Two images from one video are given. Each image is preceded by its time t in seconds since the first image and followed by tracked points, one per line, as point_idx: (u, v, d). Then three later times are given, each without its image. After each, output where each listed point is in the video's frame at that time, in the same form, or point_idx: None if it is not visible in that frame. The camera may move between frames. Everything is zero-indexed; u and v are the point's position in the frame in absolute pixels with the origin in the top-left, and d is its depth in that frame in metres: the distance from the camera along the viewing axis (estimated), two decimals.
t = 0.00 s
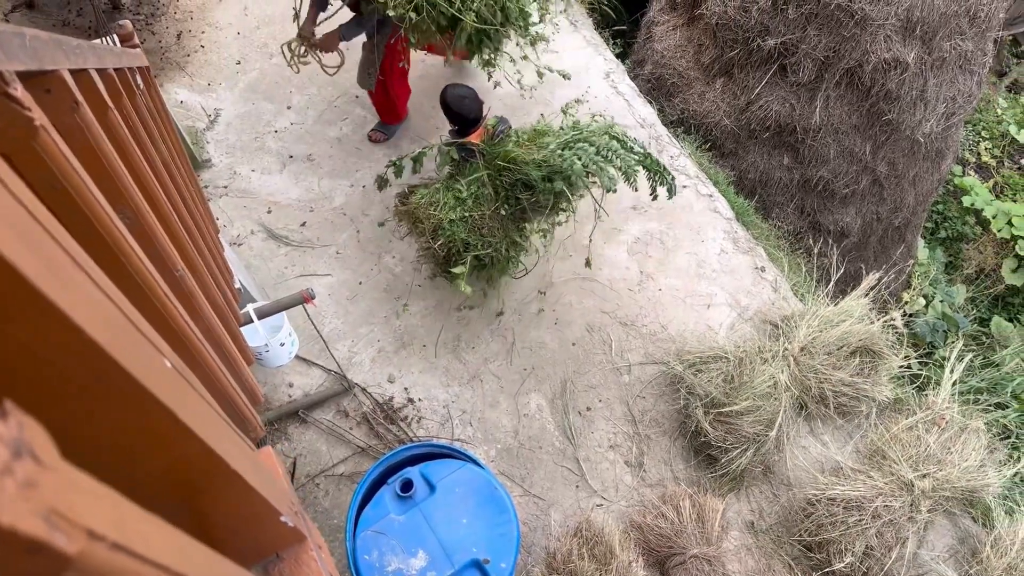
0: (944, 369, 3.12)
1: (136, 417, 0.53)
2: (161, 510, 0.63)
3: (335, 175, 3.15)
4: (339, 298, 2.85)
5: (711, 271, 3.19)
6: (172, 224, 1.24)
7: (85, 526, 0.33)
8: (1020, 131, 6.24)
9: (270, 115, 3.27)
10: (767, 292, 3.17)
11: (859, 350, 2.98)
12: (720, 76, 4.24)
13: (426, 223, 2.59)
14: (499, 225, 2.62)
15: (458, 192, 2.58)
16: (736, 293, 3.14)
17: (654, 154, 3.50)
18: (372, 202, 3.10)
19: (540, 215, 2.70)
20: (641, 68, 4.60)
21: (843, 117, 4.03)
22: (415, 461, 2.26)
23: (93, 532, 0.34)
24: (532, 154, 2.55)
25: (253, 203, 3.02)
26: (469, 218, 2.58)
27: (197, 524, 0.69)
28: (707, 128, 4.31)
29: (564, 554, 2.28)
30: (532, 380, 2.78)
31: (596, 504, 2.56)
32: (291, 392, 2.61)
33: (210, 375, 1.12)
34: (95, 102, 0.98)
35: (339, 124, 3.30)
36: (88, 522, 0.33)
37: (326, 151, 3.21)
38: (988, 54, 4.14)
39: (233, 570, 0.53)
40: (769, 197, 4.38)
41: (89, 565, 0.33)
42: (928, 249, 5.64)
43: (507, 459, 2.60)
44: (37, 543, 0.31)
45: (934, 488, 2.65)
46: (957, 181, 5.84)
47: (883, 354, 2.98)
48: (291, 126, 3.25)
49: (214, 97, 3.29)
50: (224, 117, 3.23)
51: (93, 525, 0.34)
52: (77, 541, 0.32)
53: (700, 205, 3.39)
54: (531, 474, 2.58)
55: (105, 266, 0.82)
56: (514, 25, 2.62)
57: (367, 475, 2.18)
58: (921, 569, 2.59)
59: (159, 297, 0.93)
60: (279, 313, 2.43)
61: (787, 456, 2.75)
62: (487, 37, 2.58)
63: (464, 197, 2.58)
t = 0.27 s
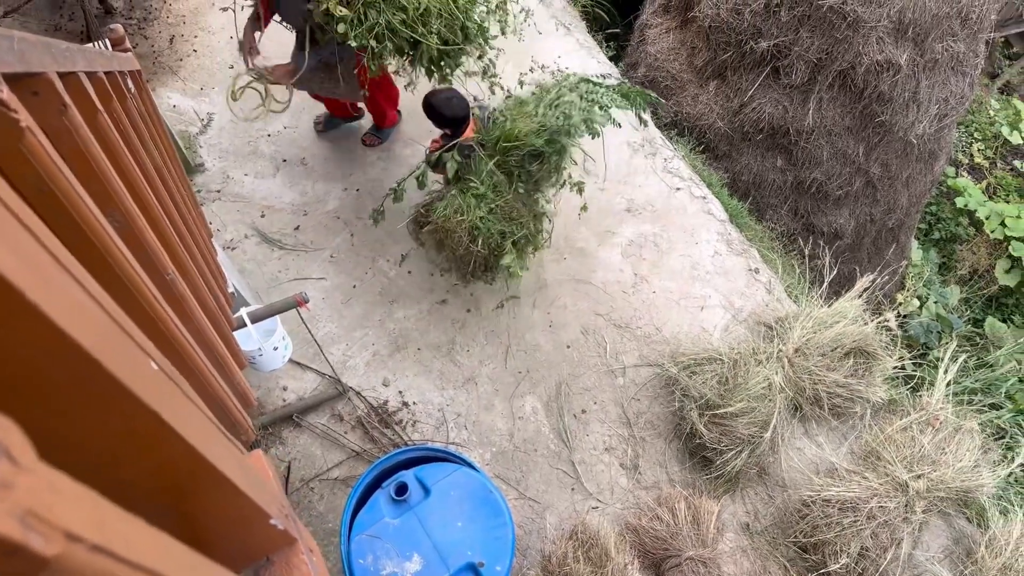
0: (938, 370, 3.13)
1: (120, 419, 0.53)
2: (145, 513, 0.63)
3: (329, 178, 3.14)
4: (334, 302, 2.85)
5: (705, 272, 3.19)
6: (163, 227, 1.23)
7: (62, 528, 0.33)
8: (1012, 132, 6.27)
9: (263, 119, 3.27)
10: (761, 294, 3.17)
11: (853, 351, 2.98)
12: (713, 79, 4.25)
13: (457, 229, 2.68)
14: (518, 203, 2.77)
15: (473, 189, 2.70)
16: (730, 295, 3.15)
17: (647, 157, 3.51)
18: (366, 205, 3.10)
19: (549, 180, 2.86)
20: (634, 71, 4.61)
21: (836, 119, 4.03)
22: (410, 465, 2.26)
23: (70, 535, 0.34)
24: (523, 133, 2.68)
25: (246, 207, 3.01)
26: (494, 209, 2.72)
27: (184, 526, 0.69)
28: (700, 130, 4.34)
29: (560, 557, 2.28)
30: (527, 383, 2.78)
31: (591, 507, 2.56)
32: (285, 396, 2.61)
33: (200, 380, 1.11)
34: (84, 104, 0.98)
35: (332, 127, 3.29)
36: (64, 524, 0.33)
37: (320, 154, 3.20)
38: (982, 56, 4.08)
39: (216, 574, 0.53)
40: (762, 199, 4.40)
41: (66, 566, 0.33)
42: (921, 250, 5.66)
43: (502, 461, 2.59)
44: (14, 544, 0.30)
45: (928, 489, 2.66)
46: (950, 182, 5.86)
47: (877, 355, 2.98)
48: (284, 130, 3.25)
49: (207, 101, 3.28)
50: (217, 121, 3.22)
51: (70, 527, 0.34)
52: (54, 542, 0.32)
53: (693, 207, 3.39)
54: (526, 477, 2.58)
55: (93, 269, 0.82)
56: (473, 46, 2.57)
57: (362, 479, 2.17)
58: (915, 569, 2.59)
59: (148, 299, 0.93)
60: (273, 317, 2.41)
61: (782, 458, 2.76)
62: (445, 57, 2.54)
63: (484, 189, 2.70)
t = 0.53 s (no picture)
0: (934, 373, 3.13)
1: (105, 433, 0.53)
2: (131, 528, 0.63)
3: (324, 185, 3.14)
4: (330, 308, 2.84)
5: (701, 277, 3.20)
6: (156, 236, 1.23)
7: (42, 550, 0.33)
8: (1006, 135, 6.29)
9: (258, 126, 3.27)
10: (756, 298, 3.17)
11: (849, 354, 2.98)
12: (707, 84, 4.26)
13: (507, 220, 2.62)
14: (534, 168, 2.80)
15: (496, 180, 2.64)
16: (726, 299, 3.15)
17: (643, 161, 3.51)
18: (362, 212, 3.10)
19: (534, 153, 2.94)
20: (629, 77, 4.63)
21: (831, 122, 4.04)
22: (406, 472, 2.25)
23: (49, 556, 0.33)
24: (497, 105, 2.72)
25: (242, 214, 3.01)
26: (521, 187, 2.72)
27: (174, 540, 0.69)
28: (695, 135, 4.35)
29: (557, 563, 2.28)
30: (524, 389, 2.78)
31: (588, 512, 2.55)
32: (281, 403, 2.60)
33: (194, 391, 1.11)
34: (76, 114, 0.98)
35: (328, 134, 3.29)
36: (44, 546, 0.33)
37: (315, 161, 3.20)
38: (974, 59, 4.10)
39: None
40: (758, 203, 4.42)
41: None
42: (917, 253, 5.67)
43: (499, 467, 2.59)
44: None
45: (926, 492, 2.66)
46: (945, 185, 5.88)
47: (872, 359, 2.99)
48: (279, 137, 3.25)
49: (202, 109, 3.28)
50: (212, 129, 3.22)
51: (50, 549, 0.33)
52: (36, 564, 0.32)
53: (689, 211, 3.40)
54: (523, 483, 2.57)
55: (84, 281, 0.82)
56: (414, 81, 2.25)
57: (358, 486, 2.17)
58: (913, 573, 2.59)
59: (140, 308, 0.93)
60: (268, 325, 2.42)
61: (778, 462, 2.76)
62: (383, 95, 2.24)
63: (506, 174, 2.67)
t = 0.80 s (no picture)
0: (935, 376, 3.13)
1: (101, 451, 0.53)
2: (132, 548, 0.63)
3: (323, 195, 3.15)
4: (330, 318, 2.84)
5: (700, 283, 3.20)
6: (155, 250, 1.23)
7: None
8: (1004, 138, 6.30)
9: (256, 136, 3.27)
10: (756, 304, 3.17)
11: (849, 359, 2.98)
12: (704, 90, 4.27)
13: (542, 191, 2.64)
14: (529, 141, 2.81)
15: (513, 165, 2.64)
16: (726, 305, 3.15)
17: (641, 168, 3.51)
18: (360, 221, 3.11)
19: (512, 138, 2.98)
20: (626, 83, 4.64)
21: (828, 127, 4.04)
22: (406, 482, 2.25)
23: None
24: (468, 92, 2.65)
25: (241, 224, 3.01)
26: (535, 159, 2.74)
27: (173, 557, 0.69)
28: (693, 140, 4.35)
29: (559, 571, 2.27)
30: (524, 396, 2.77)
31: (590, 520, 2.54)
32: (281, 413, 2.60)
33: (194, 406, 1.11)
34: (73, 129, 0.98)
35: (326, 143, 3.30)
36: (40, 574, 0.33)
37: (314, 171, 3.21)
38: (971, 63, 4.10)
39: None
40: (756, 209, 4.43)
41: None
42: (916, 256, 5.67)
43: (500, 476, 2.58)
44: None
45: (927, 497, 2.65)
46: (943, 189, 5.88)
47: (872, 364, 2.98)
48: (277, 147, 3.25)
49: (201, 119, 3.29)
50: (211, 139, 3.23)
51: None
52: None
53: (687, 217, 3.40)
54: (524, 491, 2.56)
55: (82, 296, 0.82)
56: (363, 106, 2.30)
57: (359, 496, 2.16)
58: None
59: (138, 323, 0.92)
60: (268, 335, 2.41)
61: (780, 467, 2.75)
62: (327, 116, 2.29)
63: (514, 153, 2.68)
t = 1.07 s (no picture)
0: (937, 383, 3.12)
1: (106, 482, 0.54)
2: None
3: (324, 208, 3.16)
4: (331, 331, 2.85)
5: (701, 291, 3.20)
6: (158, 270, 1.24)
7: None
8: (1003, 142, 6.31)
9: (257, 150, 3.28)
10: (757, 312, 3.17)
11: (851, 367, 2.98)
12: (703, 99, 4.28)
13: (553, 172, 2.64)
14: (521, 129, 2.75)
15: (520, 157, 2.60)
16: (727, 314, 3.15)
17: (641, 178, 3.52)
18: (361, 233, 3.12)
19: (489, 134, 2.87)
20: (625, 93, 4.66)
21: (827, 135, 4.05)
22: (410, 495, 2.24)
23: None
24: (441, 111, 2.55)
25: (242, 238, 3.02)
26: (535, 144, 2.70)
27: None
28: (692, 150, 4.37)
29: None
30: (526, 407, 2.77)
31: (594, 531, 2.54)
32: (284, 427, 2.60)
33: (198, 426, 1.11)
34: (77, 154, 0.98)
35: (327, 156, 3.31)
36: None
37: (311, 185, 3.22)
38: (969, 69, 4.08)
39: None
40: (756, 216, 4.45)
41: None
42: (916, 262, 5.67)
43: (504, 487, 2.58)
44: None
45: (932, 504, 2.65)
46: (943, 194, 5.89)
47: (875, 372, 2.98)
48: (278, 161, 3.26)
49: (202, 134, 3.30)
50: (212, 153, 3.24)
51: None
52: None
53: (687, 227, 3.40)
54: (527, 503, 2.56)
55: (85, 319, 0.82)
56: (317, 167, 2.24)
57: (362, 510, 2.16)
58: None
59: (142, 345, 0.93)
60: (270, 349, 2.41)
61: (784, 476, 2.75)
62: (278, 170, 2.24)
63: (516, 143, 2.63)
